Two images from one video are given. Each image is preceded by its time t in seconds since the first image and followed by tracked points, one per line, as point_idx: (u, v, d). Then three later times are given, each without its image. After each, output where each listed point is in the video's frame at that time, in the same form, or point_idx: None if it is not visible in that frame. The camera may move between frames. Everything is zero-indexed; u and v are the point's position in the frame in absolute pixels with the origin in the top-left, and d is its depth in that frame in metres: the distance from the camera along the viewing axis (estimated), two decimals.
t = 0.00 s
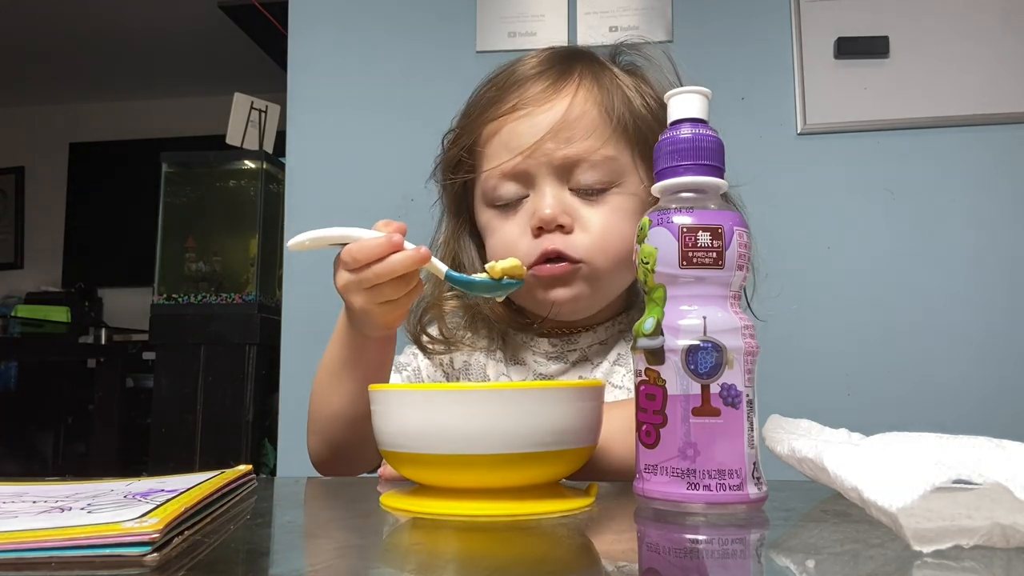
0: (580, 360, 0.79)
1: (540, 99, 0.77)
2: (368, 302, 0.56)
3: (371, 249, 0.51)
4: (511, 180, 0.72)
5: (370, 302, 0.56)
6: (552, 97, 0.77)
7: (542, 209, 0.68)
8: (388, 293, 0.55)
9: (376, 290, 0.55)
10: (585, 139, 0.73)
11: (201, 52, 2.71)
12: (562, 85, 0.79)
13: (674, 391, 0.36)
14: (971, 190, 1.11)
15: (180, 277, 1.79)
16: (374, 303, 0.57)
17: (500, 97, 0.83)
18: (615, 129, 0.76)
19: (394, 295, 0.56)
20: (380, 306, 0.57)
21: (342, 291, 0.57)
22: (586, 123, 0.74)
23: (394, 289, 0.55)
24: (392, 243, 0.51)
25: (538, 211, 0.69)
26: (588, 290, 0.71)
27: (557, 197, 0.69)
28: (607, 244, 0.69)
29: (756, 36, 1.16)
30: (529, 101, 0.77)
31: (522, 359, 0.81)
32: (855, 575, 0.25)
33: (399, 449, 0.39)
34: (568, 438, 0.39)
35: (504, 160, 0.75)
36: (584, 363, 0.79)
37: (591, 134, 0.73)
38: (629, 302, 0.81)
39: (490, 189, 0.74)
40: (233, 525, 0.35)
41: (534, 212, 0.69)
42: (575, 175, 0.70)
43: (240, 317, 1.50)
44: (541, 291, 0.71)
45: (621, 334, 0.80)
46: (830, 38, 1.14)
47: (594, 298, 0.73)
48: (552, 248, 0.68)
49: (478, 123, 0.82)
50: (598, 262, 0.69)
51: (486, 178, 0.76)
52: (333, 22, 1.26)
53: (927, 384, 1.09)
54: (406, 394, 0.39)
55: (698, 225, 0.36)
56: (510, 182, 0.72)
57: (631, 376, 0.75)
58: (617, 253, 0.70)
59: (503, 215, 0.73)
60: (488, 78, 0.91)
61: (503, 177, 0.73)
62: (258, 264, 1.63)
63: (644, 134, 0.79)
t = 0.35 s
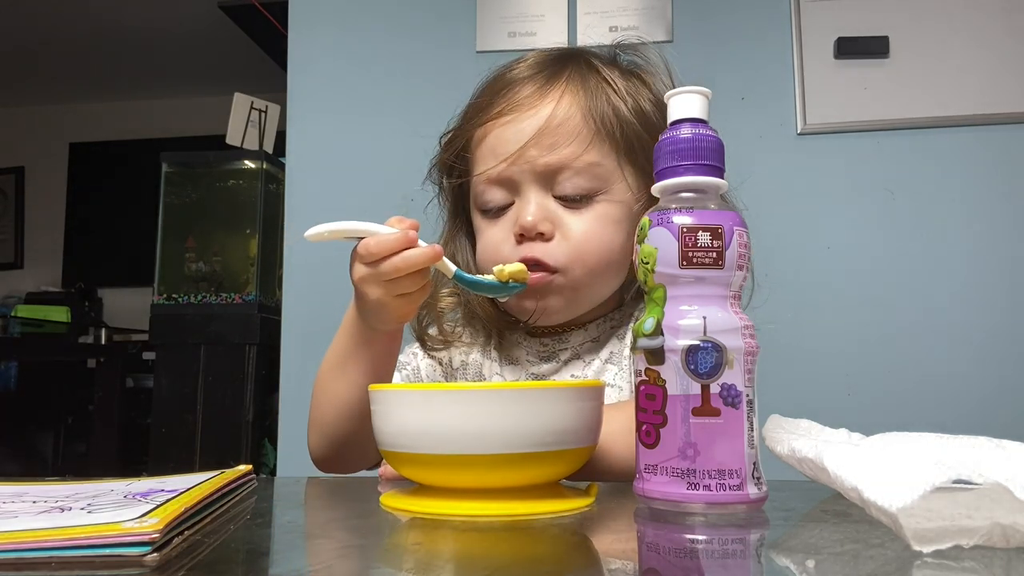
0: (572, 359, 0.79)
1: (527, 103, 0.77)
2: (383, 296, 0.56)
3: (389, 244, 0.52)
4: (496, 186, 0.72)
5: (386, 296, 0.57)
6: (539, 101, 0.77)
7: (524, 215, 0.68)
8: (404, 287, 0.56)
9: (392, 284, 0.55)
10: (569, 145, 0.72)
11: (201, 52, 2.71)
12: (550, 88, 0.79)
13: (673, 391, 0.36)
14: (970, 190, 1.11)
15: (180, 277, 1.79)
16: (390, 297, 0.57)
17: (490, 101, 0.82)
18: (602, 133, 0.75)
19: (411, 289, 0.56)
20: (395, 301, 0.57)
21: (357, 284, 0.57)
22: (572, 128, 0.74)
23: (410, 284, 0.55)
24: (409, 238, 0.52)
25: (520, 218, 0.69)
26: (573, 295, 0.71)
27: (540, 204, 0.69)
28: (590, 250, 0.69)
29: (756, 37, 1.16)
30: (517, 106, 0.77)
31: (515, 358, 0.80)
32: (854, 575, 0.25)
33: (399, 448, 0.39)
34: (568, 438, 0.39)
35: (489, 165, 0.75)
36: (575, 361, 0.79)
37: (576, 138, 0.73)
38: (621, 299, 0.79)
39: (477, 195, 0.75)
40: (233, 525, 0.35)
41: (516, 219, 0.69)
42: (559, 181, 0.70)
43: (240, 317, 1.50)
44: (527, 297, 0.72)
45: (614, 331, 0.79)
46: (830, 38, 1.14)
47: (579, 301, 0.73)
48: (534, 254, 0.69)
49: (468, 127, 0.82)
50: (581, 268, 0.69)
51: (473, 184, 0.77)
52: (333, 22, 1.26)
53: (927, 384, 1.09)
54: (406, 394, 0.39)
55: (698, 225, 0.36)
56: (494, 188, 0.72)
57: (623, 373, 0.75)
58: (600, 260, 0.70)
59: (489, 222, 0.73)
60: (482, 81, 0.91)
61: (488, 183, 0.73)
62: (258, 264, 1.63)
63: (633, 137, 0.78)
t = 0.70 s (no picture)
0: (570, 360, 0.79)
1: (524, 89, 0.77)
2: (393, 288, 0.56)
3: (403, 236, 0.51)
4: (488, 169, 0.72)
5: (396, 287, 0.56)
6: (536, 87, 0.77)
7: (513, 199, 0.69)
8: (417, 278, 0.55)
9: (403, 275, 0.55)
10: (563, 129, 0.72)
11: (201, 52, 2.71)
12: (548, 75, 0.79)
13: (673, 391, 0.36)
14: (970, 190, 1.11)
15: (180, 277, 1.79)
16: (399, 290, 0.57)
17: (490, 87, 0.83)
18: (597, 120, 0.75)
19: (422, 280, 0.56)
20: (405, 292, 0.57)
21: (366, 277, 0.57)
22: (567, 112, 0.74)
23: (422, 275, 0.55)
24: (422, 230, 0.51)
25: (509, 200, 0.69)
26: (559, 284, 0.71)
27: (530, 188, 0.69)
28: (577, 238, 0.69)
29: (756, 37, 1.16)
30: (513, 91, 0.78)
31: (511, 359, 0.81)
32: (855, 575, 0.25)
33: (399, 448, 0.40)
34: (567, 438, 0.39)
35: (483, 149, 0.75)
36: (572, 361, 0.79)
37: (570, 124, 0.73)
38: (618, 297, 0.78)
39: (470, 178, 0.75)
40: (232, 525, 0.35)
41: (505, 201, 0.69)
42: (550, 165, 0.70)
43: (240, 317, 1.50)
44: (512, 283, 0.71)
45: (611, 329, 0.78)
46: (830, 38, 1.14)
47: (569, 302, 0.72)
48: (520, 237, 0.68)
49: (467, 113, 0.83)
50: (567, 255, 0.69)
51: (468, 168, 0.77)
52: (333, 22, 1.26)
53: (927, 384, 1.09)
54: (405, 393, 0.39)
55: (698, 225, 0.36)
56: (486, 171, 0.72)
57: (621, 372, 0.76)
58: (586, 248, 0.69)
59: (480, 205, 0.73)
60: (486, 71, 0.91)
61: (480, 165, 0.73)
62: (258, 264, 1.64)
63: (630, 128, 0.77)
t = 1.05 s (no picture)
0: (571, 344, 0.77)
1: (494, 87, 0.79)
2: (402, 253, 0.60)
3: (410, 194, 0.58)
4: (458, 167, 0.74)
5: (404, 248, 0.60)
6: (504, 84, 0.78)
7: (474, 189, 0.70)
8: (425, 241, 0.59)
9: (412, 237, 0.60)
10: (524, 117, 0.72)
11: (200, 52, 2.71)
12: (518, 72, 0.80)
13: (673, 391, 0.36)
14: (970, 190, 1.11)
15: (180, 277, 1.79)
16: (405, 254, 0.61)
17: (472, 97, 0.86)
18: (561, 106, 0.74)
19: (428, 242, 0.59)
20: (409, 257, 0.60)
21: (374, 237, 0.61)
22: (530, 103, 0.74)
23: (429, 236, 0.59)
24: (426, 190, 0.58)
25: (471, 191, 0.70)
26: (521, 267, 0.68)
27: (490, 176, 0.70)
28: (534, 217, 0.67)
29: (756, 37, 1.16)
30: (485, 91, 0.80)
31: (514, 343, 0.80)
32: (855, 575, 0.25)
33: (399, 448, 0.40)
34: (567, 438, 0.39)
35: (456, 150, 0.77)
36: (573, 346, 0.77)
37: (529, 111, 0.73)
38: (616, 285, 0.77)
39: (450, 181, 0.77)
40: (233, 525, 0.35)
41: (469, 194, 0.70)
42: (510, 153, 0.70)
43: (240, 317, 1.50)
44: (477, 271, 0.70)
45: (613, 314, 0.77)
46: (830, 38, 1.14)
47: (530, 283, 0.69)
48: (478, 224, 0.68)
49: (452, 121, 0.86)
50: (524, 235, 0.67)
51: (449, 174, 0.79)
52: (333, 22, 1.26)
53: (928, 384, 1.09)
54: (405, 393, 0.39)
55: (698, 225, 0.36)
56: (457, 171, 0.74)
57: (623, 359, 0.73)
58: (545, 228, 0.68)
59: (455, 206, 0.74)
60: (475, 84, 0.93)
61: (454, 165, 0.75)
62: (258, 264, 1.64)
63: (597, 112, 0.76)
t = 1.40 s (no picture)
0: (574, 347, 0.77)
1: (516, 100, 0.78)
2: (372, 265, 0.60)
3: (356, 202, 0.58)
4: (486, 183, 0.73)
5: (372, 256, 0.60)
6: (527, 97, 0.77)
7: (510, 212, 0.69)
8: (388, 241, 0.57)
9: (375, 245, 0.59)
10: (555, 138, 0.72)
11: (200, 52, 2.71)
12: (538, 84, 0.79)
13: (673, 391, 0.36)
14: (970, 190, 1.11)
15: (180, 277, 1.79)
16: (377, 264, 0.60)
17: (483, 101, 0.83)
18: (588, 125, 0.75)
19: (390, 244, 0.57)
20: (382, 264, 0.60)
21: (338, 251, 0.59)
22: (557, 120, 0.74)
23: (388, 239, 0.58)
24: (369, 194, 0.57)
25: (507, 213, 0.69)
26: (559, 287, 0.70)
27: (525, 198, 0.70)
28: (573, 242, 0.68)
29: (756, 37, 1.16)
30: (506, 103, 0.78)
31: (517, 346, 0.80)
32: (855, 575, 0.25)
33: (399, 448, 0.40)
34: (567, 438, 0.39)
35: (479, 163, 0.76)
36: (576, 349, 0.77)
37: (560, 131, 0.73)
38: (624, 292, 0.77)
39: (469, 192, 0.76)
40: (233, 525, 0.35)
41: (503, 215, 0.70)
42: (544, 175, 0.70)
43: (241, 317, 1.50)
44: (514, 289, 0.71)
45: (616, 320, 0.77)
46: (830, 38, 1.14)
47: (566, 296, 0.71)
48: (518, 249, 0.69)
49: (463, 127, 0.84)
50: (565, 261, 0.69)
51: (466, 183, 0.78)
52: (333, 22, 1.26)
53: (928, 384, 1.09)
54: (405, 394, 0.39)
55: (698, 225, 0.36)
56: (483, 186, 0.73)
57: (626, 362, 0.73)
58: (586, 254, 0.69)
59: (479, 219, 0.74)
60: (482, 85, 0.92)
61: (479, 181, 0.74)
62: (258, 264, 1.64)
63: (623, 130, 0.77)
